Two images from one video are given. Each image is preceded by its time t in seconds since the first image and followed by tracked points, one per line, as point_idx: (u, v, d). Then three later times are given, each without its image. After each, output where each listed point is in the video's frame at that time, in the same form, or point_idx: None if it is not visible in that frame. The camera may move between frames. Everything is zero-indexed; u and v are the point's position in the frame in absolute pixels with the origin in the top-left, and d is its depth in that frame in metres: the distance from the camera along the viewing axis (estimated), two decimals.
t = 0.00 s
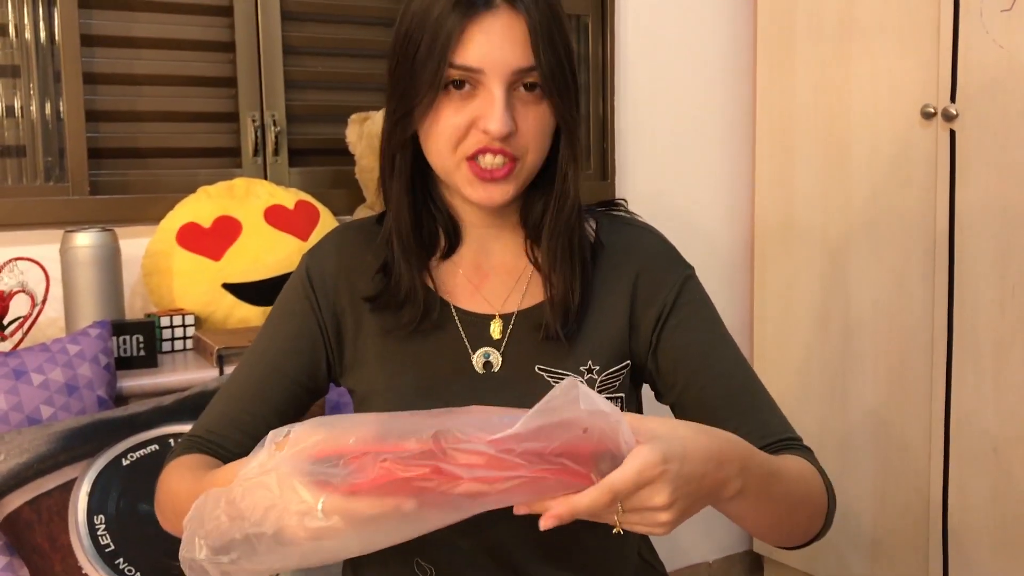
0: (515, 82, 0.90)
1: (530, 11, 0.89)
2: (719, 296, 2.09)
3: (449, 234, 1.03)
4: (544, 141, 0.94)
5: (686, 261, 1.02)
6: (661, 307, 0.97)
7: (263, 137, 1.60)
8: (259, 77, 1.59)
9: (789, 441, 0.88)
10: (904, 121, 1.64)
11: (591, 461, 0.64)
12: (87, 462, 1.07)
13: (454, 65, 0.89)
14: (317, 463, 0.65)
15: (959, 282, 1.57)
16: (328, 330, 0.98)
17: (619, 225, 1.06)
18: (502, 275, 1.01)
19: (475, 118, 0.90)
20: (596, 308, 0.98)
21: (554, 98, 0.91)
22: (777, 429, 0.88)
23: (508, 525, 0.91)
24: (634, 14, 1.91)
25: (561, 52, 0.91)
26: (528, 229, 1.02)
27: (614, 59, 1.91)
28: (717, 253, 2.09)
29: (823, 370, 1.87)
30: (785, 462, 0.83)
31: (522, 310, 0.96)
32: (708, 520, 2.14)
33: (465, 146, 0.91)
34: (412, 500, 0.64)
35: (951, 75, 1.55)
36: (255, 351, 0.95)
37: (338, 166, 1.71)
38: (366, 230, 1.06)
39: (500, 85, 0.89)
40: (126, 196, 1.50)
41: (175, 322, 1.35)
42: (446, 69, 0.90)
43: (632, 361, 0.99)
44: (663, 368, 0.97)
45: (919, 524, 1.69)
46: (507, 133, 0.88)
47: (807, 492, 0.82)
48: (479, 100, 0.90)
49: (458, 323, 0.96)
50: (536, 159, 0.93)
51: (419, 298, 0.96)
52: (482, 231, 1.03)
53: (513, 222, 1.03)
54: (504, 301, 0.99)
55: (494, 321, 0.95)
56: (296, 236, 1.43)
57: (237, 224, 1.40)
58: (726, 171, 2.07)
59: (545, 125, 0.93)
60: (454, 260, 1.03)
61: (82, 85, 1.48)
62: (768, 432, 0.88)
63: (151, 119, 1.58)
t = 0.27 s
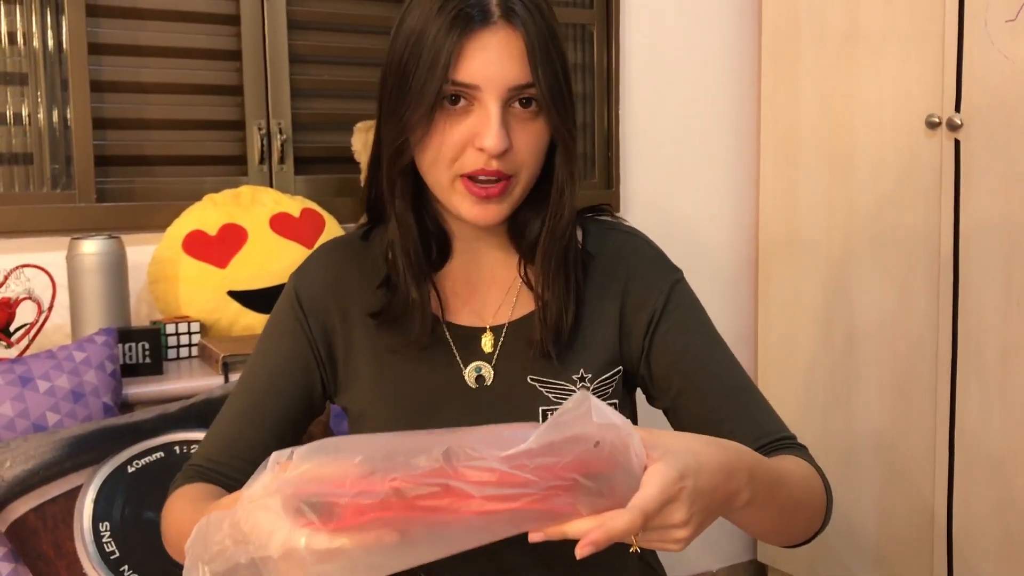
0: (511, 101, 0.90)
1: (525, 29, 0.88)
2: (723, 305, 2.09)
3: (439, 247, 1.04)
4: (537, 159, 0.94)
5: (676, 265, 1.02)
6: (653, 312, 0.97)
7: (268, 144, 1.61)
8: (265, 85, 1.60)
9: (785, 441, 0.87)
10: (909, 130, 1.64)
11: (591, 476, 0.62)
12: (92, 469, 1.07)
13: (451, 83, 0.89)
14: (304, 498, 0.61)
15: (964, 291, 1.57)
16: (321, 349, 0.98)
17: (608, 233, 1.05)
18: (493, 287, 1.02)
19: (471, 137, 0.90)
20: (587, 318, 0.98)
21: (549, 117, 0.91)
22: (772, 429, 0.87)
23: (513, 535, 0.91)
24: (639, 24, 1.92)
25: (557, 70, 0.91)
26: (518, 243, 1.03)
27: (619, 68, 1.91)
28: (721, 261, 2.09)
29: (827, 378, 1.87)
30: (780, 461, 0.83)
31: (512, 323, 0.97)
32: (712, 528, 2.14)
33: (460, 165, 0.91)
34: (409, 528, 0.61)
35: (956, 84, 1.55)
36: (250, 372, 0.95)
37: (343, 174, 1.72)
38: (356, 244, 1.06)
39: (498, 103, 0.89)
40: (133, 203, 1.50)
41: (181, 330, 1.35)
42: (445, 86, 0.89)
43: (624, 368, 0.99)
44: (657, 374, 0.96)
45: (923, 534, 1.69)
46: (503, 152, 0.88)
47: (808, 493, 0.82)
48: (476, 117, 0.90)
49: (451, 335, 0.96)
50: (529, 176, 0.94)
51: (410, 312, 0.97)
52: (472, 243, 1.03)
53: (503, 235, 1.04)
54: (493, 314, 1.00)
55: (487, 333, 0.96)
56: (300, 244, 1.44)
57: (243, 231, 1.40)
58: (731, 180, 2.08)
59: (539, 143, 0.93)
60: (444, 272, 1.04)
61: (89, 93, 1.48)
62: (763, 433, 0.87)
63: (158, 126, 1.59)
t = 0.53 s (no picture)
0: (506, 104, 0.90)
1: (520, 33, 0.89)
2: (728, 309, 2.09)
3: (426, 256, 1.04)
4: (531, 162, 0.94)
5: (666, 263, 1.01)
6: (643, 314, 0.96)
7: (274, 149, 1.61)
8: (271, 89, 1.60)
9: (787, 434, 0.86)
10: (914, 135, 1.64)
11: (576, 489, 0.64)
12: (98, 473, 1.08)
13: (448, 87, 0.89)
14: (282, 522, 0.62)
15: (970, 296, 1.56)
16: (315, 363, 0.99)
17: (596, 237, 1.04)
18: (480, 294, 1.02)
19: (465, 139, 0.90)
20: (576, 324, 0.97)
21: (544, 121, 0.91)
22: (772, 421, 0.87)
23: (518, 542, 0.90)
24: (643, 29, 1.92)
25: (551, 74, 0.91)
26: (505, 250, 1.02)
27: (623, 73, 1.91)
28: (725, 266, 2.09)
29: (832, 383, 1.87)
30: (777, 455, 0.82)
31: (501, 331, 0.96)
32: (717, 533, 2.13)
33: (454, 168, 0.91)
34: (391, 548, 0.62)
35: (961, 89, 1.55)
36: (245, 390, 0.96)
37: (348, 178, 1.72)
38: (343, 254, 1.06)
39: (492, 106, 0.89)
40: (138, 208, 1.51)
41: (185, 334, 1.35)
42: (443, 90, 0.89)
43: (614, 373, 0.98)
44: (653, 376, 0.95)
45: (929, 540, 1.68)
46: (498, 154, 0.88)
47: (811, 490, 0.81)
48: (471, 121, 0.90)
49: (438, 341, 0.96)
50: (521, 180, 0.94)
51: (394, 319, 0.96)
52: (459, 251, 1.03)
53: (490, 242, 1.03)
54: (481, 322, 0.99)
55: (476, 342, 0.95)
56: (304, 248, 1.44)
57: (247, 235, 1.41)
58: (735, 184, 2.07)
59: (533, 146, 0.93)
60: (432, 280, 1.04)
61: (95, 98, 1.49)
62: (765, 425, 0.87)
63: (163, 131, 1.59)
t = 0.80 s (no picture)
0: (488, 73, 0.92)
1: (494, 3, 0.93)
2: (735, 312, 2.09)
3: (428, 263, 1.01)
4: (524, 134, 0.93)
5: (674, 264, 1.00)
6: (647, 310, 0.95)
7: (283, 152, 1.62)
8: (280, 92, 1.61)
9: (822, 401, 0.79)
10: (922, 138, 1.64)
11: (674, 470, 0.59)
12: (109, 474, 1.08)
13: (427, 58, 0.91)
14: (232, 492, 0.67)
15: (977, 299, 1.56)
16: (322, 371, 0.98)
17: (602, 244, 1.03)
18: (486, 300, 1.00)
19: (453, 109, 0.89)
20: (578, 323, 0.95)
21: (526, 87, 0.92)
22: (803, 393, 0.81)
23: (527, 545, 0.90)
24: (649, 32, 1.93)
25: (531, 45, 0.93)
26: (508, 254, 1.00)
27: (630, 76, 1.91)
28: (732, 269, 2.09)
29: (840, 386, 1.87)
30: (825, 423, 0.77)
31: (506, 335, 0.94)
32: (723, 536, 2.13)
33: (444, 139, 0.90)
34: (340, 515, 0.60)
35: (968, 92, 1.55)
36: (256, 400, 0.95)
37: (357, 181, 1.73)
38: (344, 260, 1.05)
39: (474, 71, 0.90)
40: (149, 210, 1.52)
41: (195, 336, 1.35)
42: (423, 63, 0.91)
43: (620, 382, 0.95)
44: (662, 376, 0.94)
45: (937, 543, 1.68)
46: (484, 115, 0.88)
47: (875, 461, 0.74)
48: (456, 91, 0.90)
49: (441, 345, 0.94)
50: (515, 154, 0.92)
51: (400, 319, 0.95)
52: (464, 255, 1.01)
53: (495, 246, 1.00)
54: (486, 325, 0.97)
55: (477, 346, 0.93)
56: (313, 251, 1.45)
57: (257, 238, 1.41)
58: (742, 188, 2.08)
59: (523, 116, 0.93)
60: (436, 288, 1.01)
61: (106, 101, 1.50)
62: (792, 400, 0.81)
63: (173, 133, 1.60)
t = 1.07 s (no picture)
0: (470, 67, 0.91)
1: None
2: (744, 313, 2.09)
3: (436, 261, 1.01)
4: (514, 122, 0.92)
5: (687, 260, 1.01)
6: (658, 301, 0.96)
7: (294, 152, 1.63)
8: (291, 92, 1.62)
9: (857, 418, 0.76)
10: (933, 139, 1.64)
11: None
12: (122, 472, 1.09)
13: (405, 61, 0.92)
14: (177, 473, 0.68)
15: (989, 301, 1.55)
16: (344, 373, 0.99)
17: (611, 241, 1.03)
18: (499, 298, 0.99)
19: (439, 106, 0.89)
20: (591, 315, 0.95)
21: (508, 74, 0.91)
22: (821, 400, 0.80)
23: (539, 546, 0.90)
24: (659, 33, 1.93)
25: (510, 35, 0.93)
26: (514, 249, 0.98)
27: (640, 76, 1.91)
28: (742, 270, 2.08)
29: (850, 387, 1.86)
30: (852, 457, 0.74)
31: (517, 332, 0.93)
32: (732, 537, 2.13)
33: (435, 136, 0.89)
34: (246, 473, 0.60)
35: (980, 93, 1.54)
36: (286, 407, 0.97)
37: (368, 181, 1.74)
38: (353, 263, 1.06)
39: (454, 66, 0.90)
40: (161, 210, 1.53)
41: (207, 334, 1.37)
42: (401, 67, 0.92)
43: (637, 377, 0.95)
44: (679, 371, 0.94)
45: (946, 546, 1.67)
46: (469, 108, 0.87)
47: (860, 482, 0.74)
48: (440, 89, 0.91)
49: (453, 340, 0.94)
50: (507, 145, 0.91)
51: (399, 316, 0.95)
52: (474, 253, 0.99)
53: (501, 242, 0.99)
54: (497, 322, 0.97)
55: (494, 342, 0.93)
56: (325, 251, 1.45)
57: (269, 237, 1.42)
58: (751, 189, 2.07)
59: (510, 104, 0.91)
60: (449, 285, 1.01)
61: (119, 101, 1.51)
62: (812, 400, 0.80)
63: (185, 133, 1.61)
